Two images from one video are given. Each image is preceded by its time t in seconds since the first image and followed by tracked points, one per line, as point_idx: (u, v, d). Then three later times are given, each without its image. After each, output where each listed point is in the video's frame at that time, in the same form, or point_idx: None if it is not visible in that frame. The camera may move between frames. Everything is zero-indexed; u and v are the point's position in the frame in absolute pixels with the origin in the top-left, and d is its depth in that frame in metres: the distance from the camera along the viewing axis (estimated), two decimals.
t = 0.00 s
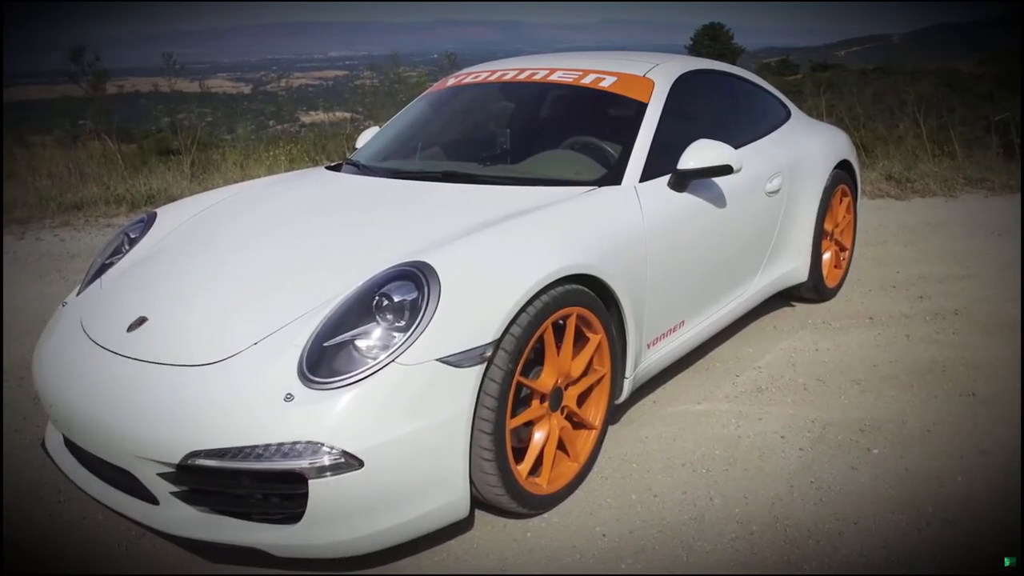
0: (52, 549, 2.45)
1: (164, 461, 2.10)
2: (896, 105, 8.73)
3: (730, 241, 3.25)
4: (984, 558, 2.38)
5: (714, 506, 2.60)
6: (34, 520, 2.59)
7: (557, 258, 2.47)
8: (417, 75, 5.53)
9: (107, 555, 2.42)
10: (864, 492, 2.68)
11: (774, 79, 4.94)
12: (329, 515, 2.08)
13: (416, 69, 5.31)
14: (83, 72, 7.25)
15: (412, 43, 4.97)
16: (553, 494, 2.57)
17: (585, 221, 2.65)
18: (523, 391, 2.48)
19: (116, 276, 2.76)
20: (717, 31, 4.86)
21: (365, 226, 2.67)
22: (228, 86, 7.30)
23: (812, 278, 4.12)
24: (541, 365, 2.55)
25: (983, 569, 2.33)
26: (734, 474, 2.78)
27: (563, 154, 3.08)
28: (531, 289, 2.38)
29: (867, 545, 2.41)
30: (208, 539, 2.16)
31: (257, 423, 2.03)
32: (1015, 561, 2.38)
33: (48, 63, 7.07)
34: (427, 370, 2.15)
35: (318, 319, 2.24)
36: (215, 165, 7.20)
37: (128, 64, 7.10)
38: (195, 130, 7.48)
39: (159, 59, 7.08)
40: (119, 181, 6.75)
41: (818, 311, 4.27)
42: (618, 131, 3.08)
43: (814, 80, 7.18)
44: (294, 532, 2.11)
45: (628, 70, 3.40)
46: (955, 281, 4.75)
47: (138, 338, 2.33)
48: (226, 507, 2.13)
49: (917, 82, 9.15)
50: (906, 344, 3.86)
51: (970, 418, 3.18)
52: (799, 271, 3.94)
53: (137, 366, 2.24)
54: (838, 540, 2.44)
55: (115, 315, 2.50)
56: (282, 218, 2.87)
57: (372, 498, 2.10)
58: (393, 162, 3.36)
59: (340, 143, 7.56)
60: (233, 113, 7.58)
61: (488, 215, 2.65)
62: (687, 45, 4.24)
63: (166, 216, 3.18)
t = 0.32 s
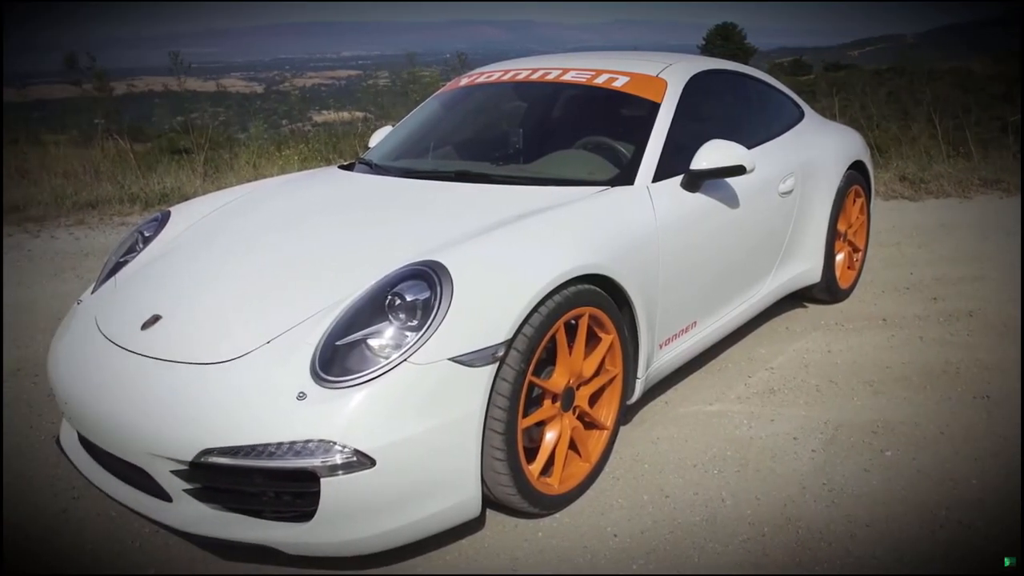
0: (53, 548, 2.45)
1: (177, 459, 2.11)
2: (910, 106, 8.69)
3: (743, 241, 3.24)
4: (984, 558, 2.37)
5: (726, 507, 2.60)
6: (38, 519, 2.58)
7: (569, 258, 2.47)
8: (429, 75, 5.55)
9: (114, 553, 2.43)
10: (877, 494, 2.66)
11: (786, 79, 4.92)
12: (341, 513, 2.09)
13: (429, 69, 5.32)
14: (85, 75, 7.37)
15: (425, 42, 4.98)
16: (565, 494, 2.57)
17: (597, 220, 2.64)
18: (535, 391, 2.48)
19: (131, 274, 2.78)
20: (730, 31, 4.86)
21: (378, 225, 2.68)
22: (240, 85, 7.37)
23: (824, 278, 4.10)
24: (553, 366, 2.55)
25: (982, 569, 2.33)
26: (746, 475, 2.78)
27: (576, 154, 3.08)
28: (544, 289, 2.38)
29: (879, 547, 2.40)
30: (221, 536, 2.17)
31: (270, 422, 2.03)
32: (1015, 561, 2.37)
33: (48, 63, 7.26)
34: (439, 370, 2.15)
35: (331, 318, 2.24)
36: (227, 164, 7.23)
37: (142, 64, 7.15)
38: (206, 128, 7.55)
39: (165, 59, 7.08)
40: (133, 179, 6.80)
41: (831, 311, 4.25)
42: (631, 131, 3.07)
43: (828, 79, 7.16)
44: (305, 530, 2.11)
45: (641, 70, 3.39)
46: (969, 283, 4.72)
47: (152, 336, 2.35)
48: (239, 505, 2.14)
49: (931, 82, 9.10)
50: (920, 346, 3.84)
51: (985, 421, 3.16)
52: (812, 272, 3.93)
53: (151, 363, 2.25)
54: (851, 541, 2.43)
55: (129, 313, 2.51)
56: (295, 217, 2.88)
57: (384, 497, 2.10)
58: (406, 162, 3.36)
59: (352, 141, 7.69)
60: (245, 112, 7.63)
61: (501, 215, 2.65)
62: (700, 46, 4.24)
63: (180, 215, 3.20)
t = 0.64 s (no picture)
0: (64, 544, 2.47)
1: (190, 457, 2.12)
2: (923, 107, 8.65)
3: (755, 242, 3.23)
4: (984, 559, 2.37)
5: (737, 509, 2.59)
6: (38, 519, 2.59)
7: (580, 258, 2.47)
8: (442, 75, 5.56)
9: (122, 550, 2.44)
10: (889, 497, 2.65)
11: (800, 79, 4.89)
12: (352, 512, 2.09)
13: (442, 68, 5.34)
14: (110, 71, 7.42)
15: (437, 42, 4.99)
16: (576, 494, 2.57)
17: (609, 221, 2.64)
18: (546, 391, 2.48)
19: (144, 273, 2.79)
20: (742, 31, 4.85)
21: (390, 224, 2.68)
22: (253, 85, 7.40)
23: (837, 279, 4.08)
24: (565, 366, 2.55)
25: (980, 569, 2.32)
26: (757, 476, 2.77)
27: (587, 154, 3.08)
28: (556, 289, 2.38)
29: (892, 550, 2.39)
30: (232, 534, 2.18)
31: (282, 421, 2.04)
32: (1015, 561, 2.37)
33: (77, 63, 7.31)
34: (451, 369, 2.15)
35: (343, 318, 2.25)
36: (240, 163, 7.27)
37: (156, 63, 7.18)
38: (221, 128, 7.68)
39: (185, 59, 7.18)
40: (146, 178, 6.83)
41: (843, 313, 4.24)
42: (643, 132, 3.07)
43: (842, 79, 7.13)
44: (317, 528, 2.12)
45: (653, 70, 3.39)
46: (983, 284, 4.69)
47: (165, 335, 2.35)
48: (252, 503, 2.15)
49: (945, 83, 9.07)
50: (933, 347, 3.81)
51: (998, 424, 3.14)
52: (824, 273, 3.91)
53: (164, 362, 2.26)
54: (863, 545, 2.41)
55: (142, 312, 2.52)
56: (308, 216, 2.89)
57: (396, 496, 2.11)
58: (418, 162, 3.37)
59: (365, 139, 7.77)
60: (258, 112, 7.67)
61: (513, 215, 2.65)
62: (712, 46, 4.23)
63: (193, 214, 3.21)
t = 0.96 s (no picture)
0: (79, 540, 2.49)
1: (205, 454, 2.13)
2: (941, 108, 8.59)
3: (770, 243, 3.22)
4: (982, 559, 2.37)
5: (751, 510, 2.58)
6: (38, 519, 2.59)
7: (595, 258, 2.46)
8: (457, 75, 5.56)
9: (131, 548, 2.45)
10: (904, 500, 2.63)
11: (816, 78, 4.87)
12: (367, 510, 2.10)
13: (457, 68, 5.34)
14: (133, 70, 7.38)
15: (453, 42, 5.00)
16: (589, 494, 2.57)
17: (623, 221, 2.64)
18: (560, 391, 2.48)
19: (161, 271, 2.81)
20: (757, 31, 4.83)
21: (405, 224, 2.69)
22: (268, 84, 7.43)
23: (852, 281, 4.06)
24: (579, 366, 2.55)
25: (980, 569, 2.32)
26: (772, 478, 2.76)
27: (602, 154, 3.07)
28: (570, 289, 2.38)
29: (907, 553, 2.37)
30: (247, 531, 2.19)
31: (297, 419, 2.05)
32: (1015, 561, 2.36)
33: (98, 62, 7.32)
34: (465, 369, 2.15)
35: (358, 317, 2.25)
36: (255, 162, 7.31)
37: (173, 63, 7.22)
38: (237, 127, 7.62)
39: (203, 57, 7.16)
40: (162, 177, 6.88)
41: (859, 315, 4.21)
42: (658, 132, 3.07)
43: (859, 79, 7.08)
44: (331, 526, 2.13)
45: (668, 70, 3.38)
46: (1000, 287, 4.65)
47: (182, 333, 2.37)
48: (266, 501, 2.16)
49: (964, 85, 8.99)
50: (949, 350, 3.79)
51: (1016, 427, 3.11)
52: (839, 274, 3.89)
53: (180, 360, 2.27)
54: (878, 548, 2.40)
55: (159, 310, 2.54)
56: (323, 215, 2.90)
57: (410, 495, 2.11)
58: (432, 161, 3.38)
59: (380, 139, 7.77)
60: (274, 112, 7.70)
61: (528, 215, 2.65)
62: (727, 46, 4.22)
63: (209, 213, 3.23)
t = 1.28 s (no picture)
0: (94, 536, 2.51)
1: (220, 452, 2.14)
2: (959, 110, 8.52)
3: (786, 243, 3.21)
4: (980, 560, 2.37)
5: (765, 512, 2.57)
6: (52, 516, 2.61)
7: (610, 258, 2.46)
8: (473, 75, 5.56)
9: (147, 545, 2.46)
10: (920, 502, 2.62)
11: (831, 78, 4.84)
12: (382, 509, 2.10)
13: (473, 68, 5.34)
14: (144, 70, 7.48)
15: (469, 42, 5.01)
16: (603, 495, 2.57)
17: (638, 221, 2.63)
18: (575, 391, 2.48)
19: (178, 269, 2.82)
20: (773, 31, 4.81)
21: (420, 223, 2.69)
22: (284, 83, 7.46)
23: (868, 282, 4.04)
24: (594, 366, 2.55)
25: (980, 570, 2.33)
26: (786, 479, 2.75)
27: (617, 155, 3.07)
28: (585, 289, 2.38)
29: (921, 557, 2.36)
30: (262, 528, 2.20)
31: (312, 417, 2.05)
32: (1014, 561, 2.37)
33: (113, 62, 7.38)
34: (480, 368, 2.16)
35: (374, 316, 2.26)
36: (270, 161, 7.35)
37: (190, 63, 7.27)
38: (253, 125, 7.61)
39: (220, 57, 7.31)
40: (178, 176, 6.92)
41: (874, 316, 4.19)
42: (674, 132, 3.06)
43: (876, 80, 7.04)
44: (345, 524, 2.13)
45: (684, 70, 3.37)
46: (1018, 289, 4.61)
47: (198, 331, 2.38)
48: (282, 498, 2.17)
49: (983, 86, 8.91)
50: (965, 352, 3.76)
51: None
52: (855, 276, 3.87)
53: (197, 357, 2.29)
54: (893, 550, 2.38)
55: (176, 308, 2.55)
56: (339, 215, 2.91)
57: (425, 494, 2.12)
58: (447, 161, 3.38)
59: (394, 139, 7.78)
60: (289, 111, 7.73)
61: (543, 215, 2.66)
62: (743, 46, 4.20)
63: (226, 211, 3.24)
